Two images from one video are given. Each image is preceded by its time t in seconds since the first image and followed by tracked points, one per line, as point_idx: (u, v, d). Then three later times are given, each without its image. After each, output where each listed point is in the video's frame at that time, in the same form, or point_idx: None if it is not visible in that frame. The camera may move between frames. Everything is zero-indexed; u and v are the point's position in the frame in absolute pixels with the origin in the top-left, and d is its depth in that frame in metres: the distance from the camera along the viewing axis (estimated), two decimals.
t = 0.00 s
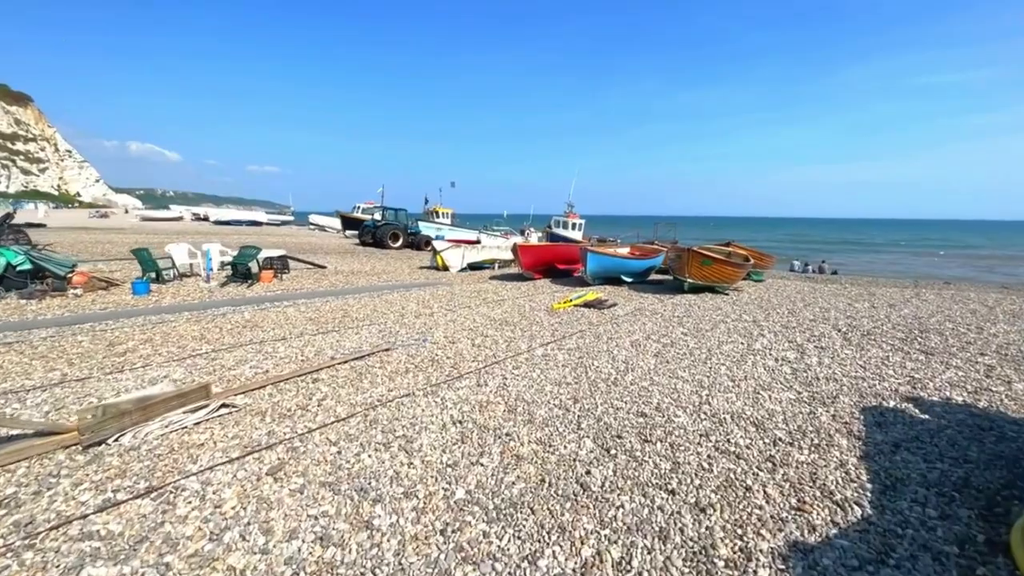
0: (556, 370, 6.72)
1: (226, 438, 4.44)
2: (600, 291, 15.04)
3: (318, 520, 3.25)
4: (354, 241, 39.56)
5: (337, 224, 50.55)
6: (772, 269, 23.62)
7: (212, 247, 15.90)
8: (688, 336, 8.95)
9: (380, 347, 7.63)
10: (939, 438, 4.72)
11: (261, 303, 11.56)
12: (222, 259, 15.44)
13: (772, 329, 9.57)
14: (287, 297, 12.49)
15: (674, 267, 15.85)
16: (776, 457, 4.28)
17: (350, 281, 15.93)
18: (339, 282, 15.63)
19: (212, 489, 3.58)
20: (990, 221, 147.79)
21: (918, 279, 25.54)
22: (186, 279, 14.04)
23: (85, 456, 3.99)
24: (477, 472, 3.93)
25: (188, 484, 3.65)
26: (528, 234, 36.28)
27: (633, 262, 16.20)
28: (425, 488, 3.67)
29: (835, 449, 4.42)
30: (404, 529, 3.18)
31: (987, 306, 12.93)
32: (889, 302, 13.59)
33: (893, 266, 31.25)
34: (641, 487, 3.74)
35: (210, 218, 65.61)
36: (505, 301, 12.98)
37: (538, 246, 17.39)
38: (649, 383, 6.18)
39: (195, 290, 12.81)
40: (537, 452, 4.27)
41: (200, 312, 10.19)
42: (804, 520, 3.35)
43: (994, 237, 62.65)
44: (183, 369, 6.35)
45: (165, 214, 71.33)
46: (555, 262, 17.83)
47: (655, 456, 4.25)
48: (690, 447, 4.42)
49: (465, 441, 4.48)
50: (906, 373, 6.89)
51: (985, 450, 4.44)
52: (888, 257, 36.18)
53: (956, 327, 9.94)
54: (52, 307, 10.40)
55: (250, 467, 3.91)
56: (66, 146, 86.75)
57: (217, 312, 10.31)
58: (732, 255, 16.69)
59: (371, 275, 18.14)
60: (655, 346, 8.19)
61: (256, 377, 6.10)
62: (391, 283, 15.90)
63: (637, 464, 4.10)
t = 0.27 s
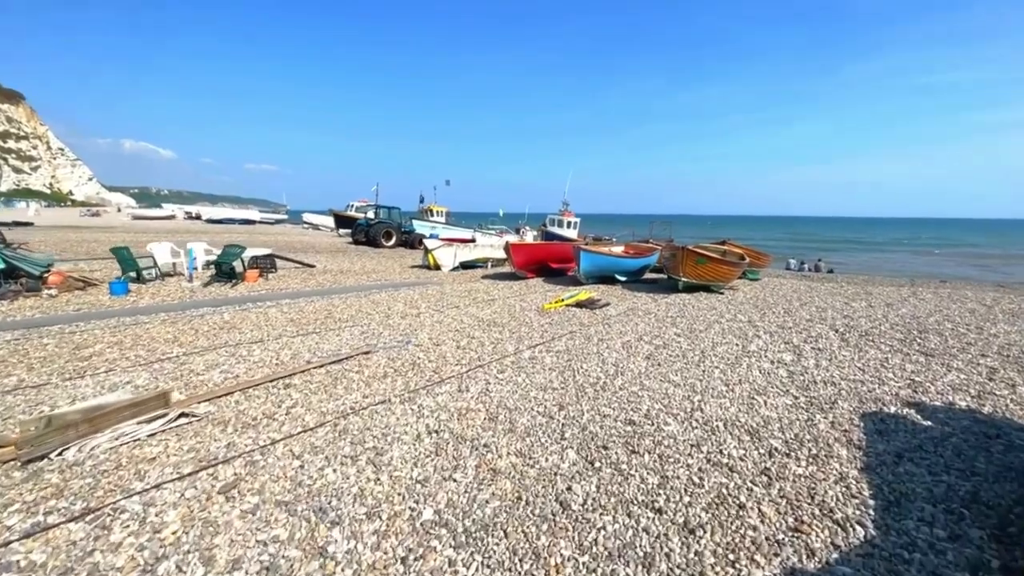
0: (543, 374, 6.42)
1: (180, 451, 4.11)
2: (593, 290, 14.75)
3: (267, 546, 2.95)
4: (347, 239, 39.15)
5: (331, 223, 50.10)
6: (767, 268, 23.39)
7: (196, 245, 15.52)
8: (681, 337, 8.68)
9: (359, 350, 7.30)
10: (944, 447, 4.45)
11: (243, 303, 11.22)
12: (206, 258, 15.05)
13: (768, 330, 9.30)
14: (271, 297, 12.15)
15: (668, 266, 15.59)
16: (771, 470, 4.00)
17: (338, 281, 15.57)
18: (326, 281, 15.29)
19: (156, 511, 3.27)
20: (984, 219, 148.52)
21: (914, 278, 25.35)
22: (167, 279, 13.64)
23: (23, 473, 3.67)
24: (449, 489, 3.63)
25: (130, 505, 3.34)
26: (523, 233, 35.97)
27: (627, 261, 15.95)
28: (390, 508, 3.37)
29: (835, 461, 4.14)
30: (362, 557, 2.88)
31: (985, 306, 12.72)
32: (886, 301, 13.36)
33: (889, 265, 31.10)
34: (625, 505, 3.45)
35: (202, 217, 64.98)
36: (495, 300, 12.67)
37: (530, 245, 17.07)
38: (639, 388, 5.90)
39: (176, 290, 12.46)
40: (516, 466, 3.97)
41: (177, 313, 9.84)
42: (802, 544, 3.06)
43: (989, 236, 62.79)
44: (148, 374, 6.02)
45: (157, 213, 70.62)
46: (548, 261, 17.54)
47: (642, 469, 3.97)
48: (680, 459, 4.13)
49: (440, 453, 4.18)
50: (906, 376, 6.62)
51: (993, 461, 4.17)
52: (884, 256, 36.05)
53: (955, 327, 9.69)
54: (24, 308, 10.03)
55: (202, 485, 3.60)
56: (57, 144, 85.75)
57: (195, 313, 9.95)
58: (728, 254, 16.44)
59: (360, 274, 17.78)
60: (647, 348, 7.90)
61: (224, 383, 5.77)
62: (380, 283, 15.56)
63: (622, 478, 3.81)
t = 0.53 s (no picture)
0: (510, 381, 6.08)
1: (91, 481, 3.64)
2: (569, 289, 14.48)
3: None
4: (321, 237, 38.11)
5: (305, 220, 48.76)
6: (742, 265, 23.58)
7: (152, 244, 14.66)
8: (655, 337, 8.46)
9: (315, 357, 6.82)
10: (920, 453, 4.27)
11: (197, 306, 10.55)
12: (162, 258, 14.23)
13: (742, 329, 9.17)
14: (230, 299, 11.50)
15: (644, 263, 15.44)
16: (745, 485, 3.75)
17: (305, 281, 14.95)
18: (293, 281, 14.64)
19: (45, 559, 2.81)
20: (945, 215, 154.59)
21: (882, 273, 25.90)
22: (118, 281, 12.83)
23: None
24: (394, 519, 3.25)
25: (15, 552, 2.87)
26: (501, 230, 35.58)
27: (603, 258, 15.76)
28: (323, 545, 2.98)
29: (812, 473, 3.91)
30: None
31: (952, 301, 12.89)
32: (857, 297, 13.47)
33: (858, 260, 31.82)
34: (589, 533, 3.14)
35: (169, 214, 62.59)
36: (467, 300, 12.27)
37: (505, 243, 16.70)
38: (610, 394, 5.62)
39: (126, 292, 11.68)
40: (472, 489, 3.62)
41: (123, 318, 9.16)
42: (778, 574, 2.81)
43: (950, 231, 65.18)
44: (73, 390, 5.45)
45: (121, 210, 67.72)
46: (524, 259, 17.22)
47: (608, 488, 3.67)
48: (650, 476, 3.85)
49: (389, 475, 3.80)
50: (880, 376, 6.50)
51: (971, 468, 4.01)
52: (853, 252, 36.92)
53: (925, 323, 9.72)
54: None
55: (108, 523, 3.15)
56: (12, 138, 81.41)
57: (142, 318, 9.28)
58: (704, 251, 16.39)
59: (330, 273, 17.14)
60: (620, 349, 7.63)
61: (158, 398, 5.26)
62: (349, 282, 14.99)
63: (587, 500, 3.50)
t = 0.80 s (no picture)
0: (476, 391, 5.71)
1: None
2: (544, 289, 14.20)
3: None
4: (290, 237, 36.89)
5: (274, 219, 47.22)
6: (716, 263, 23.78)
7: (100, 246, 13.71)
8: (630, 340, 8.23)
9: (267, 369, 6.31)
10: (901, 462, 4.10)
11: (145, 313, 9.82)
12: (111, 261, 13.30)
13: (717, 329, 9.03)
14: (184, 305, 10.77)
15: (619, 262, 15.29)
16: (724, 506, 3.48)
17: (268, 284, 14.22)
18: (254, 285, 13.91)
19: None
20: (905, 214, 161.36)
21: (849, 270, 26.58)
22: (60, 286, 11.90)
23: None
24: (334, 563, 2.85)
25: None
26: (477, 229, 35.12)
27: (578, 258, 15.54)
28: None
29: (792, 489, 3.69)
30: None
31: (918, 298, 13.14)
32: (828, 294, 13.59)
33: (826, 257, 32.62)
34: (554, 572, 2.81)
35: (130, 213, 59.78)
36: (439, 303, 11.84)
37: (479, 243, 16.29)
38: (582, 404, 5.31)
39: (67, 299, 10.82)
40: (426, 521, 3.24)
41: (58, 328, 8.41)
42: None
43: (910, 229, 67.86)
44: None
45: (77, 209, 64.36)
46: (498, 259, 16.87)
47: (577, 515, 3.35)
48: (623, 498, 3.55)
49: (333, 508, 3.39)
50: (855, 377, 6.40)
51: (952, 478, 3.85)
52: (821, 249, 37.88)
53: (894, 321, 9.79)
54: None
55: None
56: None
57: (81, 327, 8.54)
58: (678, 249, 16.35)
59: (295, 275, 16.41)
60: (594, 354, 7.35)
61: (79, 421, 4.69)
62: (315, 285, 14.34)
63: (553, 531, 3.17)
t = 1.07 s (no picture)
0: (447, 401, 5.29)
1: None
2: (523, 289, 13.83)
3: None
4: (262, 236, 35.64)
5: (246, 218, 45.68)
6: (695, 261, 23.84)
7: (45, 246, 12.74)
8: (610, 341, 7.91)
9: (216, 379, 5.74)
10: (897, 472, 3.86)
11: (90, 318, 9.05)
12: (57, 261, 12.35)
13: (699, 329, 8.81)
14: (136, 308, 10.02)
15: (599, 261, 15.03)
16: (715, 530, 3.15)
17: (231, 285, 13.45)
18: (217, 286, 13.14)
19: None
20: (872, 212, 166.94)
21: (822, 267, 27.01)
22: None
23: None
24: None
25: None
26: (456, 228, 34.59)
27: (558, 256, 15.24)
28: None
29: (787, 506, 3.38)
30: None
31: (892, 294, 13.25)
32: (806, 292, 13.60)
33: (799, 255, 33.24)
34: None
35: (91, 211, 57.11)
36: (412, 304, 11.34)
37: (456, 241, 15.82)
38: (560, 414, 4.95)
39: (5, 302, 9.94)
40: (380, 560, 2.82)
41: None
42: None
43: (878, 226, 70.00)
44: None
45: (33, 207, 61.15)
46: (476, 258, 16.42)
47: (554, 546, 2.97)
48: (605, 523, 3.19)
49: (273, 546, 2.93)
50: (840, 378, 6.20)
51: (951, 489, 3.62)
52: (795, 247, 38.58)
53: (872, 318, 9.76)
54: None
55: None
56: None
57: (14, 334, 7.77)
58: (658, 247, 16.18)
59: (263, 276, 15.64)
60: (573, 357, 7.00)
61: None
62: (283, 286, 13.63)
63: (526, 568, 2.78)
